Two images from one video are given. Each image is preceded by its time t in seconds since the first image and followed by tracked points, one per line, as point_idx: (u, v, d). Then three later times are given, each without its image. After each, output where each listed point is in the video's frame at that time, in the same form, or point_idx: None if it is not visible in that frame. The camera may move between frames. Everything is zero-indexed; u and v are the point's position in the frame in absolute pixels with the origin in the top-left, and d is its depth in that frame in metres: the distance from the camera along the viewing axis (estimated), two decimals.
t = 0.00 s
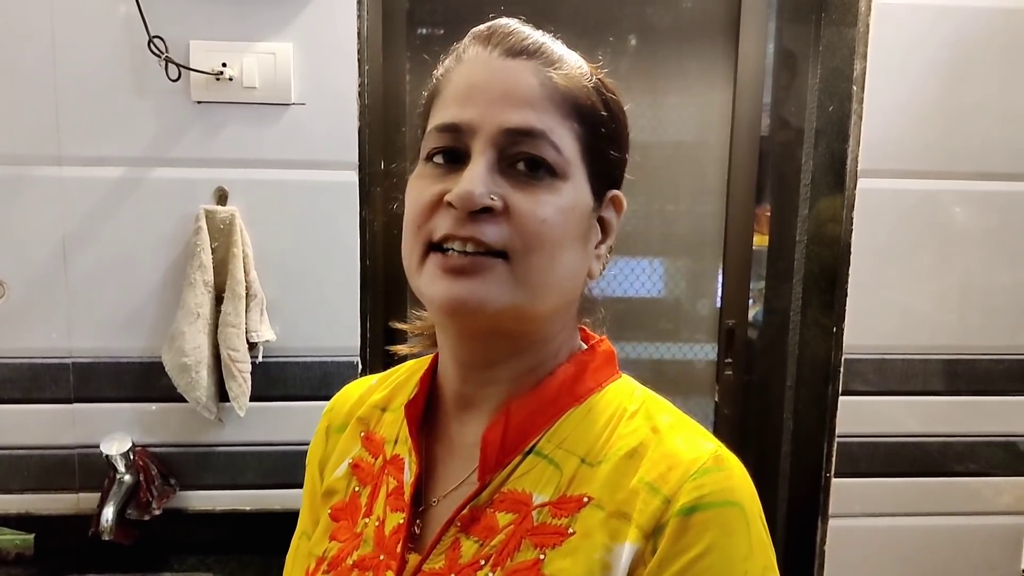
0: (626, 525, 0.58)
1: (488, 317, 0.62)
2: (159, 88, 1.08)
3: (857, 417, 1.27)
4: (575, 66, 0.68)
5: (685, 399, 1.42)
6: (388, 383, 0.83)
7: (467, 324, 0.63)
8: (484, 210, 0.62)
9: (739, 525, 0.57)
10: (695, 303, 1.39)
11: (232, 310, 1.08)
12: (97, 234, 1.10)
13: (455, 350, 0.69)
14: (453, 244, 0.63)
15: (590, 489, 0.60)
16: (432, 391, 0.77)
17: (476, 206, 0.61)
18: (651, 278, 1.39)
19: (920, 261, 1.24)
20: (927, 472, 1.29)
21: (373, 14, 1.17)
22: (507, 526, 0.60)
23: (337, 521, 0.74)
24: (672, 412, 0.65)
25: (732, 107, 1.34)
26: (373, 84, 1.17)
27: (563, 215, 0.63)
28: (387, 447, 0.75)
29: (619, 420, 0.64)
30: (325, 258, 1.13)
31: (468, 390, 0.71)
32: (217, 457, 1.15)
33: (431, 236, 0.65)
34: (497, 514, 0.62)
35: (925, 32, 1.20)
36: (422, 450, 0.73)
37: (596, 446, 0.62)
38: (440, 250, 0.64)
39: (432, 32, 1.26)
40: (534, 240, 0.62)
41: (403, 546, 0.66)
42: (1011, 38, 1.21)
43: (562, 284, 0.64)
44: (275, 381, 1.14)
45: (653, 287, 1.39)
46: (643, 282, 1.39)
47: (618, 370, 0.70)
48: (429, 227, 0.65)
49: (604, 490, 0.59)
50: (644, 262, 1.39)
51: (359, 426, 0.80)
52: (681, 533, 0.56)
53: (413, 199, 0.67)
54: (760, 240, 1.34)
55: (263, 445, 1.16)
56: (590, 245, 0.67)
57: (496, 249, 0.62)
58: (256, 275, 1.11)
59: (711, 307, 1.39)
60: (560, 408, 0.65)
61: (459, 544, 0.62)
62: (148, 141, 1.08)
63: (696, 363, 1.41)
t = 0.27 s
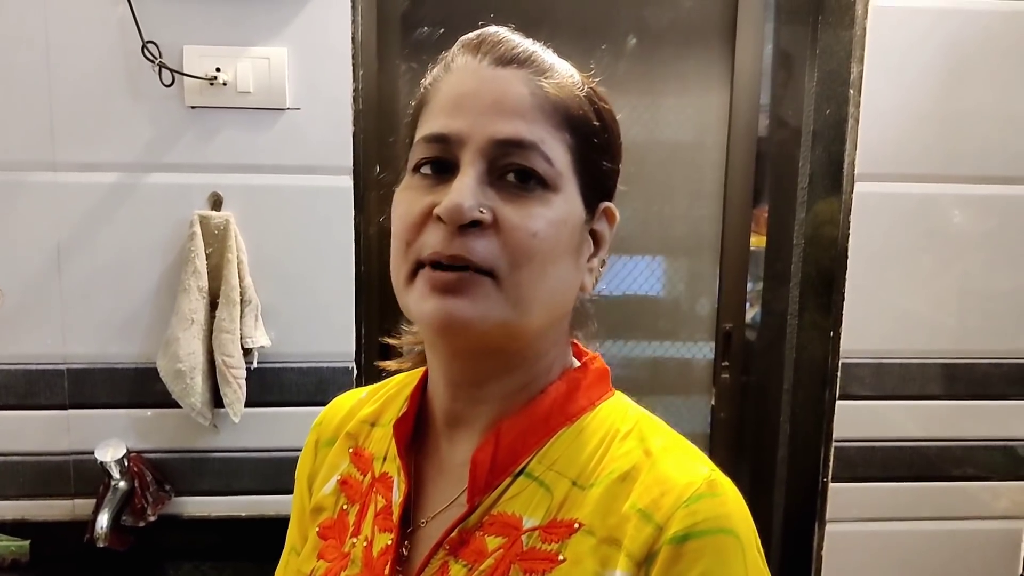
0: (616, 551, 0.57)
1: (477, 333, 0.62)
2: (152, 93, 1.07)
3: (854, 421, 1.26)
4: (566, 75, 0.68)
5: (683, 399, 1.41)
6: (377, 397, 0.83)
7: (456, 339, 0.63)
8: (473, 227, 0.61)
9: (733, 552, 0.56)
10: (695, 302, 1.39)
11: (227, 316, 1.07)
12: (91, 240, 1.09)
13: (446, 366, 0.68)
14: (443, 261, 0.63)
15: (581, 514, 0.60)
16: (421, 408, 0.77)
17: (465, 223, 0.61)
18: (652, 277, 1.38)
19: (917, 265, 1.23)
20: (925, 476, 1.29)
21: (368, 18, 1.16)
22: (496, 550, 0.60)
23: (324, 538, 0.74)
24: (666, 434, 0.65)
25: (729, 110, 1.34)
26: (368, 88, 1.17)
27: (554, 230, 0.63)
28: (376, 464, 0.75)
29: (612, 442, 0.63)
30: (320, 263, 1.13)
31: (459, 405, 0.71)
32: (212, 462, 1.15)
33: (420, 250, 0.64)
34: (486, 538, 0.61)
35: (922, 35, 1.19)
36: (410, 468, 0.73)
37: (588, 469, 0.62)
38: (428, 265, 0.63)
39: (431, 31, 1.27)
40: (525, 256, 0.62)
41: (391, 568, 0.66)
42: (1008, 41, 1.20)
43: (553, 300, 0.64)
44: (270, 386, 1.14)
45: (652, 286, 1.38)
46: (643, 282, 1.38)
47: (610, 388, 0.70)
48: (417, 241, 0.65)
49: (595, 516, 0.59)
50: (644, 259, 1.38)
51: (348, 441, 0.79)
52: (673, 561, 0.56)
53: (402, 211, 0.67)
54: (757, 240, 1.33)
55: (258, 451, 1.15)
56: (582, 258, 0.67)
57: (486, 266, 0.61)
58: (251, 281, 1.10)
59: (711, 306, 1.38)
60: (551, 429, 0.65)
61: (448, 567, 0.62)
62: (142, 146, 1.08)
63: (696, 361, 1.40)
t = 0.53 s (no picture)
0: (613, 559, 0.58)
1: (474, 348, 0.62)
2: (154, 95, 1.08)
3: (856, 420, 1.26)
4: (557, 82, 0.68)
5: (684, 395, 1.42)
6: (375, 403, 0.83)
7: (452, 354, 0.63)
8: (468, 242, 0.62)
9: (730, 559, 0.57)
10: (699, 297, 1.39)
11: (230, 316, 1.08)
12: (93, 241, 1.10)
13: (442, 377, 0.69)
14: (438, 275, 0.63)
15: (577, 522, 0.60)
16: (418, 415, 0.78)
17: (460, 238, 0.61)
18: (658, 272, 1.39)
19: (919, 264, 1.23)
20: (928, 475, 1.29)
21: (370, 19, 1.17)
22: (493, 557, 0.61)
23: (322, 545, 0.75)
24: (663, 439, 0.65)
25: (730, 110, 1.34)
26: (369, 89, 1.17)
27: (549, 241, 0.64)
28: (373, 470, 0.75)
29: (608, 448, 0.64)
30: (322, 263, 1.13)
31: (456, 414, 0.72)
32: (216, 462, 1.15)
33: (415, 264, 0.65)
34: (483, 545, 0.62)
35: (923, 34, 1.19)
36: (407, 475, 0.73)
37: (584, 477, 0.63)
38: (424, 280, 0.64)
39: (436, 26, 1.27)
40: (520, 269, 0.62)
41: None
42: (1009, 39, 1.20)
43: (549, 311, 0.65)
44: (273, 386, 1.15)
45: (659, 280, 1.39)
46: (649, 277, 1.39)
47: (607, 393, 0.70)
48: (413, 255, 0.65)
49: (592, 524, 0.60)
50: (651, 255, 1.39)
51: (345, 447, 0.80)
52: (670, 569, 0.57)
53: (396, 224, 0.67)
54: (760, 236, 1.34)
55: (262, 450, 1.16)
56: (577, 267, 0.68)
57: (482, 281, 0.62)
58: (253, 281, 1.11)
59: (716, 300, 1.39)
60: (547, 437, 0.65)
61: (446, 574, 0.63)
62: (145, 148, 1.08)
63: (700, 356, 1.40)
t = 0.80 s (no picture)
0: (616, 554, 0.58)
1: (475, 336, 0.62)
2: (160, 91, 1.08)
3: (861, 413, 1.26)
4: (564, 76, 0.68)
5: (689, 390, 1.42)
6: (379, 399, 0.83)
7: (455, 342, 0.63)
8: (472, 231, 0.62)
9: (734, 554, 0.57)
10: (705, 291, 1.39)
11: (237, 311, 1.08)
12: (101, 237, 1.10)
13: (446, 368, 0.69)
14: (442, 264, 0.63)
15: (581, 516, 0.60)
16: (423, 410, 0.78)
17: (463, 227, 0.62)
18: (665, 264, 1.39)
19: (924, 257, 1.23)
20: (933, 468, 1.29)
21: (375, 14, 1.17)
22: (496, 552, 0.61)
23: (328, 540, 0.76)
24: (666, 434, 0.65)
25: (735, 104, 1.34)
26: (374, 85, 1.17)
27: (553, 233, 0.64)
28: (378, 466, 0.76)
29: (612, 444, 0.64)
30: (328, 258, 1.14)
31: (459, 407, 0.72)
32: (224, 456, 1.16)
33: (418, 253, 0.65)
34: (486, 540, 0.63)
35: (928, 27, 1.19)
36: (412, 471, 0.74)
37: (588, 472, 0.63)
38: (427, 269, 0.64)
39: (443, 20, 1.27)
40: (523, 260, 0.62)
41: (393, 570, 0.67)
42: (1015, 33, 1.20)
43: (553, 303, 0.65)
44: (280, 381, 1.15)
45: (666, 274, 1.39)
46: (657, 270, 1.39)
47: (611, 389, 0.70)
48: (416, 243, 0.65)
49: (595, 519, 0.60)
50: (656, 249, 1.38)
51: (350, 443, 0.80)
52: (672, 564, 0.57)
53: (401, 214, 0.68)
54: (766, 230, 1.34)
55: (269, 444, 1.17)
56: (581, 260, 0.68)
57: (485, 270, 0.62)
58: (260, 277, 1.11)
59: (722, 295, 1.39)
60: (551, 432, 0.66)
61: (450, 568, 0.63)
62: (151, 144, 1.09)
63: (706, 349, 1.41)
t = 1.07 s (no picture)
0: (618, 555, 0.58)
1: (477, 340, 0.63)
2: (163, 90, 1.08)
3: (866, 409, 1.26)
4: (569, 77, 0.68)
5: (693, 385, 1.42)
6: (383, 396, 0.83)
7: (456, 346, 0.64)
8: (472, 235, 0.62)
9: (735, 556, 0.57)
10: (709, 286, 1.39)
11: (241, 309, 1.09)
12: (104, 235, 1.10)
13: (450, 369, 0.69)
14: (443, 267, 0.64)
15: (583, 517, 0.60)
16: (427, 409, 0.78)
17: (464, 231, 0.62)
18: (670, 261, 1.39)
19: (928, 252, 1.23)
20: (938, 464, 1.29)
21: (377, 12, 1.17)
22: (499, 551, 0.62)
23: (332, 537, 0.76)
24: (669, 435, 0.65)
25: (739, 99, 1.35)
26: (378, 83, 1.17)
27: (554, 236, 0.64)
28: (382, 464, 0.76)
29: (615, 444, 0.64)
30: (331, 255, 1.14)
31: (462, 407, 0.72)
32: (229, 454, 1.16)
33: (420, 256, 0.65)
34: (489, 539, 0.63)
35: (932, 22, 1.19)
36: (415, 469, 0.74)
37: (591, 472, 0.63)
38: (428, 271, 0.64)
39: (445, 17, 1.28)
40: (524, 263, 0.62)
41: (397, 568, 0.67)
42: (1019, 27, 1.20)
43: (554, 306, 0.65)
44: (285, 378, 1.15)
45: (671, 270, 1.39)
46: (661, 265, 1.39)
47: (615, 390, 0.70)
48: (418, 246, 0.66)
49: (597, 520, 0.60)
50: (661, 245, 1.39)
51: (354, 440, 0.80)
52: (673, 566, 0.57)
53: (404, 216, 0.68)
54: (769, 225, 1.34)
55: (273, 441, 1.17)
56: (584, 263, 0.68)
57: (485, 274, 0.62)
58: (264, 275, 1.11)
59: (726, 290, 1.39)
60: (554, 432, 0.66)
61: (452, 567, 0.63)
62: (155, 143, 1.09)
63: (709, 345, 1.41)
